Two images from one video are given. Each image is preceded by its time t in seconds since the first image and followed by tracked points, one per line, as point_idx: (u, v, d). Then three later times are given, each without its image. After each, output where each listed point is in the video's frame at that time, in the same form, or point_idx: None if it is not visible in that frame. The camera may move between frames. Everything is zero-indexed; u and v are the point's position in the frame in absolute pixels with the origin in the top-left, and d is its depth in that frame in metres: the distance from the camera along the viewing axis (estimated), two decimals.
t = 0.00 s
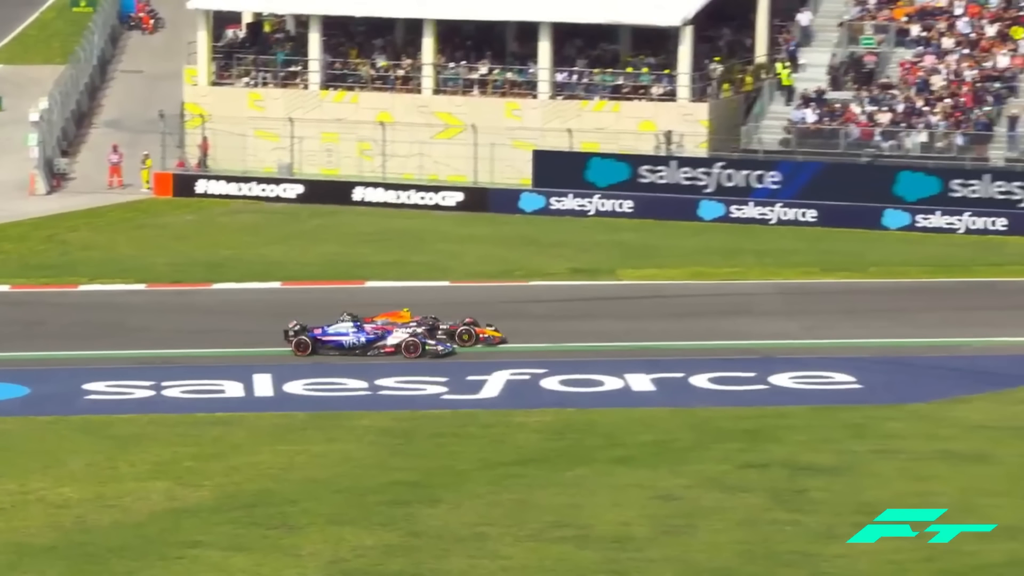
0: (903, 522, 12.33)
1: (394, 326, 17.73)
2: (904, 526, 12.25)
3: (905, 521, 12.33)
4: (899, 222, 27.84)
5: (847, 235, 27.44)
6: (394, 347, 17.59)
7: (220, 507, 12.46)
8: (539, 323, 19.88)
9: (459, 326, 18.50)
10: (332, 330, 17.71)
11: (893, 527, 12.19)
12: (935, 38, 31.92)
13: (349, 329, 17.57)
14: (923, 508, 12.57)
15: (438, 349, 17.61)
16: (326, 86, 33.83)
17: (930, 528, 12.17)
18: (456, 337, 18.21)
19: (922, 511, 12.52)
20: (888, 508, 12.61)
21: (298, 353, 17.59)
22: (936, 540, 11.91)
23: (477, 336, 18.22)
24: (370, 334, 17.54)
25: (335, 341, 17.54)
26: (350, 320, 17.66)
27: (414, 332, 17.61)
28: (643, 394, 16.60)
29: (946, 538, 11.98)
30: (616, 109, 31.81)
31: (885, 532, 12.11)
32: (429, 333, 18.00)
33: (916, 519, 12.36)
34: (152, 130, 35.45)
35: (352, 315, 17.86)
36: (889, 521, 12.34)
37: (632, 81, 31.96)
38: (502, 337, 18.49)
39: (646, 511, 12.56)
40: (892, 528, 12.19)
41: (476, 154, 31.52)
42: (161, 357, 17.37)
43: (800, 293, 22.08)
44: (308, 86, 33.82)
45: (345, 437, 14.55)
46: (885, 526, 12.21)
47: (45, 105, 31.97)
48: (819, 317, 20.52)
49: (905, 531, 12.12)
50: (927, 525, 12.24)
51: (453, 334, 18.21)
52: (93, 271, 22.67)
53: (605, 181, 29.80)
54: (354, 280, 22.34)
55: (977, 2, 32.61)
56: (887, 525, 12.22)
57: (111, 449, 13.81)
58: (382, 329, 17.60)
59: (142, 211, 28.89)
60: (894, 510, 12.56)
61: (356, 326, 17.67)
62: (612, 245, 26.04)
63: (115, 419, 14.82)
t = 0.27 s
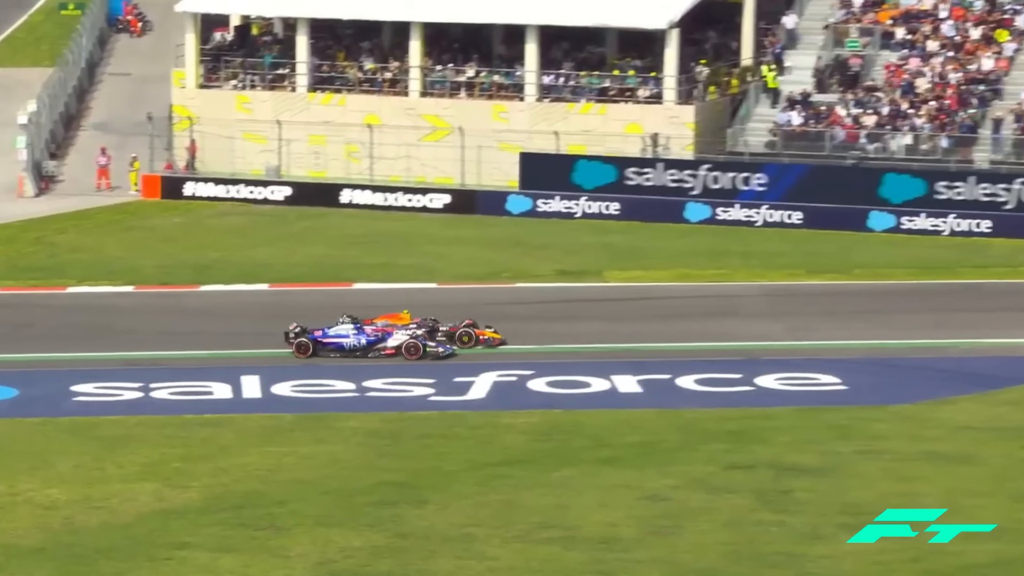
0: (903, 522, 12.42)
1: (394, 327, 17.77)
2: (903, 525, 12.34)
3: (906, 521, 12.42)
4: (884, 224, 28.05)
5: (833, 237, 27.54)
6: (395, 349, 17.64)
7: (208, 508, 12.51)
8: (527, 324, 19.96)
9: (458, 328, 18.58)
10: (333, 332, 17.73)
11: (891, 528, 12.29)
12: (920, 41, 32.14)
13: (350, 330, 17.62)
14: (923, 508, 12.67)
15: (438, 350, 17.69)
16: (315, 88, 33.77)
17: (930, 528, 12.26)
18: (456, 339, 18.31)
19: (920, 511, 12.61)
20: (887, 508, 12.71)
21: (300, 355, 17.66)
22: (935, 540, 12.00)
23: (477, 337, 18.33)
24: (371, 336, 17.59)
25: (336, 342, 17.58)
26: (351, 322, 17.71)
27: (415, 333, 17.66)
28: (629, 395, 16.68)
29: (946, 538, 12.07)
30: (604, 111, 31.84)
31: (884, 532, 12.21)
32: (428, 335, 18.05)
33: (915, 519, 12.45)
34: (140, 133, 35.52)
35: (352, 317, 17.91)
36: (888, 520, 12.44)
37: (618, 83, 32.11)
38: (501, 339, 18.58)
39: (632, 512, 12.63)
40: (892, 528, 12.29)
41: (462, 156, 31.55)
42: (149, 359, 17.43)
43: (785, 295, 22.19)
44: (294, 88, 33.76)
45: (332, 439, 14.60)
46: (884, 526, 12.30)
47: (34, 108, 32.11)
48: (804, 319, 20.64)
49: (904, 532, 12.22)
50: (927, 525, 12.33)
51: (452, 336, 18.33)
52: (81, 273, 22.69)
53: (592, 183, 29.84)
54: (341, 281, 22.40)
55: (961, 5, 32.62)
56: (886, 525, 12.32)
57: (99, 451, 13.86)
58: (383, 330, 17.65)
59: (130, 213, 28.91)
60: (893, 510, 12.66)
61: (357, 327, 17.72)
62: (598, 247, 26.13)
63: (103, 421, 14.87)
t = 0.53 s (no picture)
0: (903, 522, 12.55)
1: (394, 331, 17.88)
2: (905, 525, 12.47)
3: (906, 521, 12.55)
4: (855, 227, 28.24)
5: (805, 240, 27.72)
6: (396, 352, 17.75)
7: (183, 511, 12.57)
8: (503, 327, 20.08)
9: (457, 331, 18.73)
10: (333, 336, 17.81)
11: (894, 527, 12.42)
12: (891, 45, 32.44)
13: (351, 334, 17.71)
14: (923, 508, 12.80)
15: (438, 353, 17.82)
16: (290, 93, 33.93)
17: (930, 528, 12.39)
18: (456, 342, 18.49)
19: (923, 511, 12.74)
20: (889, 508, 12.84)
21: (301, 358, 17.76)
22: (937, 540, 12.13)
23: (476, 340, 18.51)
24: (373, 339, 17.69)
25: (337, 346, 17.66)
26: (351, 326, 17.81)
27: (416, 336, 17.78)
28: (602, 398, 16.81)
29: (946, 538, 12.21)
30: (577, 115, 32.10)
31: (884, 532, 12.34)
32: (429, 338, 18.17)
33: (917, 519, 12.58)
34: (117, 137, 35.60)
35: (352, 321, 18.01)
36: (890, 520, 12.57)
37: (592, 88, 32.33)
38: (500, 342, 18.74)
39: (605, 514, 12.76)
40: (893, 528, 12.42)
41: (437, 160, 31.66)
42: (124, 362, 17.49)
43: (757, 298, 22.39)
44: (270, 92, 33.88)
45: (307, 441, 14.68)
46: (887, 526, 12.44)
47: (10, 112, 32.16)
48: (776, 321, 20.85)
49: (907, 531, 12.34)
50: (927, 525, 12.46)
51: (452, 339, 18.49)
52: (57, 276, 22.71)
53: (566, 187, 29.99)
54: (317, 285, 22.49)
55: (932, 9, 32.91)
56: (888, 525, 12.45)
57: (75, 454, 13.93)
58: (384, 334, 17.76)
59: (105, 217, 28.91)
60: (895, 510, 12.80)
61: (357, 331, 17.82)
62: (572, 250, 26.28)
63: (78, 424, 14.94)
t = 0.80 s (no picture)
0: (902, 522, 12.63)
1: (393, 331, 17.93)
2: (904, 525, 12.54)
3: (905, 521, 12.63)
4: (841, 228, 28.36)
5: (790, 242, 27.80)
6: (395, 353, 17.81)
7: (171, 512, 12.60)
8: (490, 329, 20.14)
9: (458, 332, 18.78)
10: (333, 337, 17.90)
11: (894, 527, 12.49)
12: (876, 48, 32.54)
13: (351, 335, 17.79)
14: (923, 508, 12.89)
15: (438, 354, 17.85)
16: (277, 95, 34.02)
17: (930, 528, 12.48)
18: (457, 343, 18.53)
19: (922, 511, 12.83)
20: (888, 508, 12.92)
21: (302, 360, 17.86)
22: (937, 540, 12.22)
23: (476, 340, 18.54)
24: (372, 340, 17.75)
25: (337, 347, 17.74)
26: (351, 327, 17.89)
27: (416, 337, 17.83)
28: (588, 399, 16.87)
29: (946, 538, 12.30)
30: (564, 117, 32.13)
31: (885, 532, 12.41)
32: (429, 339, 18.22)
33: (917, 519, 12.66)
34: (104, 139, 35.72)
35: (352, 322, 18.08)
36: (889, 520, 12.65)
37: (579, 90, 32.42)
38: (500, 343, 18.77)
39: (592, 515, 12.82)
40: (893, 528, 12.50)
41: (424, 162, 31.65)
42: (112, 364, 17.51)
43: (743, 299, 22.49)
44: (258, 95, 34.00)
45: (295, 442, 14.72)
46: (886, 526, 12.51)
47: None
48: (762, 322, 20.94)
49: (906, 531, 12.42)
50: (927, 525, 12.55)
51: (452, 340, 18.53)
52: (44, 278, 22.71)
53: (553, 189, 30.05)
54: (304, 286, 22.52)
55: (917, 11, 33.04)
56: (887, 525, 12.52)
57: (63, 455, 13.97)
58: (384, 335, 17.81)
59: (93, 218, 28.90)
60: (895, 510, 12.88)
61: (358, 332, 17.90)
62: (559, 252, 26.34)
63: (66, 425, 14.98)
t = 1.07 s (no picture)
0: (903, 522, 12.70)
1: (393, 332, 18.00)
2: (903, 526, 12.61)
3: (905, 521, 12.70)
4: (828, 229, 28.39)
5: (776, 243, 27.87)
6: (395, 354, 17.87)
7: (159, 513, 12.62)
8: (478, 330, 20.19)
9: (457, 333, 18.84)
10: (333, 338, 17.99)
11: (892, 528, 12.56)
12: (862, 49, 32.66)
13: (351, 336, 17.86)
14: (923, 508, 12.97)
15: (438, 355, 17.91)
16: (264, 97, 34.03)
17: (930, 528, 12.55)
18: (456, 344, 18.59)
19: (920, 512, 12.91)
20: (886, 509, 13.00)
21: (303, 361, 17.93)
22: (936, 541, 12.30)
23: (475, 341, 18.60)
24: (372, 341, 17.82)
25: (337, 348, 17.82)
26: (351, 329, 17.97)
27: (416, 338, 17.89)
28: (575, 400, 16.93)
29: (946, 538, 12.38)
30: (551, 118, 32.16)
31: (884, 532, 12.48)
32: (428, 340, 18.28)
33: (915, 520, 12.74)
34: (92, 140, 35.78)
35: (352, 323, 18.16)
36: (888, 521, 12.72)
37: (565, 91, 32.48)
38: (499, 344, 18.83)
39: (579, 515, 12.86)
40: (893, 528, 12.57)
41: (411, 163, 31.72)
42: (99, 365, 17.52)
43: (730, 300, 22.57)
44: (245, 96, 34.03)
45: (282, 443, 14.75)
46: (885, 527, 12.58)
47: None
48: (748, 323, 21.02)
49: (905, 532, 12.49)
50: (927, 525, 12.63)
51: (452, 341, 18.59)
52: (31, 279, 22.70)
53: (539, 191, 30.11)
54: (291, 288, 22.54)
55: (902, 13, 33.18)
56: (886, 526, 12.59)
57: (50, 456, 13.99)
58: (384, 336, 17.88)
59: (80, 219, 28.88)
60: (893, 511, 12.95)
61: (358, 333, 17.98)
62: (546, 253, 26.40)
63: (53, 426, 14.99)
